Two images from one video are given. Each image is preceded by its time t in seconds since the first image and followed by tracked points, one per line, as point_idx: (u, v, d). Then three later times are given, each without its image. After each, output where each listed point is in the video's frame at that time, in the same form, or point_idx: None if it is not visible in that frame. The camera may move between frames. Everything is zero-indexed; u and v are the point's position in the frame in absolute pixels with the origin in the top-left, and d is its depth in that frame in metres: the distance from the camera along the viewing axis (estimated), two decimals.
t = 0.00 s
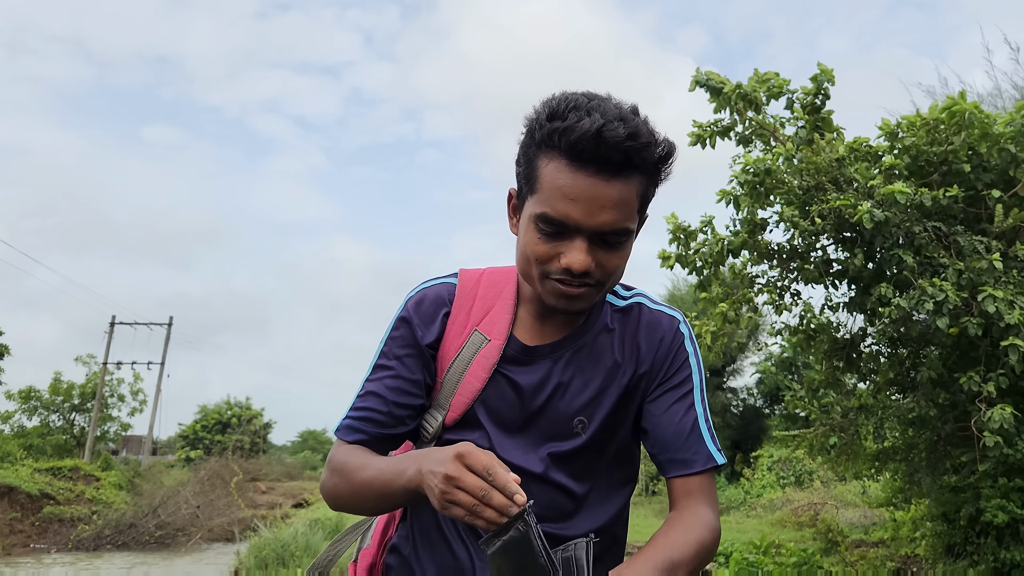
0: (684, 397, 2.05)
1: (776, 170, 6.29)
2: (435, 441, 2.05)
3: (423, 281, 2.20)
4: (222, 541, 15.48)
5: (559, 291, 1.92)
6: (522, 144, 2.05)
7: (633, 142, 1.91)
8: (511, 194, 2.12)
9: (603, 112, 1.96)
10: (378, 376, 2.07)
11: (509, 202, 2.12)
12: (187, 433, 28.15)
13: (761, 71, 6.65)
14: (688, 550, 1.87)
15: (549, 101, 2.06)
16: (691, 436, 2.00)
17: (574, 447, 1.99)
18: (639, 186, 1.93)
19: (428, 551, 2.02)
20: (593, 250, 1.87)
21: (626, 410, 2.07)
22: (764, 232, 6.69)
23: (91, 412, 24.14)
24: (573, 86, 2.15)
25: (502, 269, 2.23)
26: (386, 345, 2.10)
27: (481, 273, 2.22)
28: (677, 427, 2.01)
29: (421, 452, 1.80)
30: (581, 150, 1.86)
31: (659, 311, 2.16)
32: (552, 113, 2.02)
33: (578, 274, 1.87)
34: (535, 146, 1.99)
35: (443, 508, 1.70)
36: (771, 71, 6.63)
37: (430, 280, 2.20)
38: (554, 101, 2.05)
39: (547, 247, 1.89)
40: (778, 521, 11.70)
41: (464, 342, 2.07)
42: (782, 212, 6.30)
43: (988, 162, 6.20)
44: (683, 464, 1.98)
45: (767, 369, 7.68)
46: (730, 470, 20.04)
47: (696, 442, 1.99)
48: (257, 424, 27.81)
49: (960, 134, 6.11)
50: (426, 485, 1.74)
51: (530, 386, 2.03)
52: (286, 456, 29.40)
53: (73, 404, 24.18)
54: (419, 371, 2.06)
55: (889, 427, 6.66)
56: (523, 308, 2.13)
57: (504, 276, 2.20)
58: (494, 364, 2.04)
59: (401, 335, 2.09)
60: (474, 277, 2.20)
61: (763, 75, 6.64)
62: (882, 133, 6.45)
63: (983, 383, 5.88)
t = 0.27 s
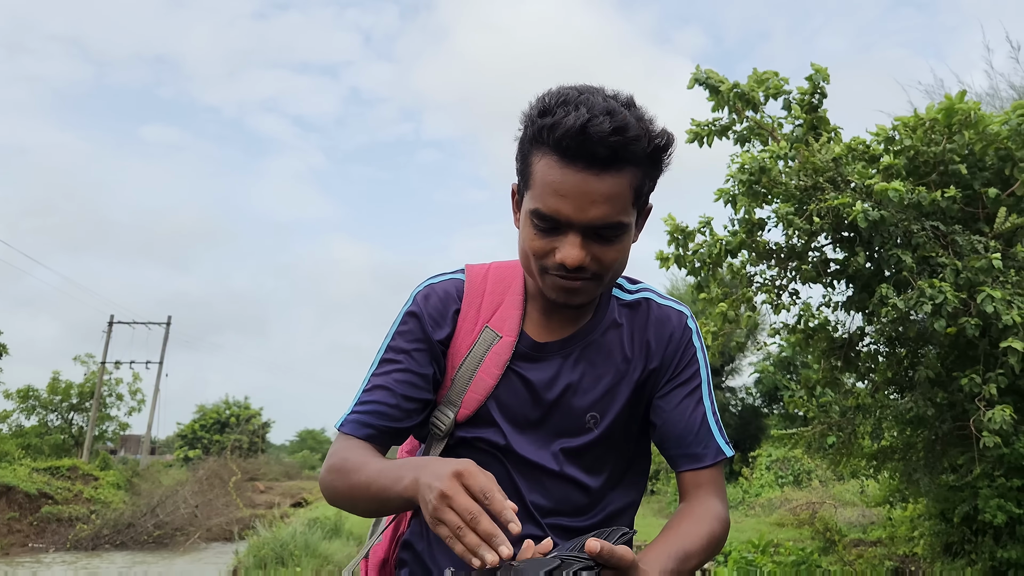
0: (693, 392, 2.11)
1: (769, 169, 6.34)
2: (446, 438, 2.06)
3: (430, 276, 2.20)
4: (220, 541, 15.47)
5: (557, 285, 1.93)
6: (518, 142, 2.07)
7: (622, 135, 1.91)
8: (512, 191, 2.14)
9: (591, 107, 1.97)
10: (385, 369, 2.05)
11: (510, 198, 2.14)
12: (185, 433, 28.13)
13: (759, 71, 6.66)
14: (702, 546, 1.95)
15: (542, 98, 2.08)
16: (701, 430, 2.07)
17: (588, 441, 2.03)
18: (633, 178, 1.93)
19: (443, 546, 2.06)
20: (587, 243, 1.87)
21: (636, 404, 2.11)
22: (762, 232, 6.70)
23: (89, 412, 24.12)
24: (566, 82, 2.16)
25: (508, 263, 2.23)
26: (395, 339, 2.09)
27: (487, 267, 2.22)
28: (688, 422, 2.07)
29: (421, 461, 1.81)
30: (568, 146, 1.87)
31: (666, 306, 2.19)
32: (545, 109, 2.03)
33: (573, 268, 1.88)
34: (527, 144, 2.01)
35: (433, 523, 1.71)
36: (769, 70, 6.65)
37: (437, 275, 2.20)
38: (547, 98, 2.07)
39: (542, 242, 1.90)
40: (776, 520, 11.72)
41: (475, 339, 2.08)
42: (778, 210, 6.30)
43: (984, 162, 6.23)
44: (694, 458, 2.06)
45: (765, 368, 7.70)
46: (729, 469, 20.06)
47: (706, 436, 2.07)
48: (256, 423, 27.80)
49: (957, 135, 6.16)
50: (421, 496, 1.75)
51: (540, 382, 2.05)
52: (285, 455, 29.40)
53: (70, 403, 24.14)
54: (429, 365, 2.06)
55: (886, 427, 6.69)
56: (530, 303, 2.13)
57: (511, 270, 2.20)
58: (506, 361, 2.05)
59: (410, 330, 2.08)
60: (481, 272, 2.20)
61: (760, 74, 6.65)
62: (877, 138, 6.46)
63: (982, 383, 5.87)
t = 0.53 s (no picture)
0: (695, 380, 2.12)
1: (767, 166, 6.35)
2: (453, 431, 2.07)
3: (431, 271, 2.20)
4: (219, 538, 15.50)
5: (559, 276, 1.93)
6: (512, 134, 2.07)
7: (617, 122, 1.91)
8: (507, 183, 2.13)
9: (585, 96, 1.97)
10: (394, 369, 2.08)
11: (506, 190, 2.13)
12: (184, 431, 28.14)
13: (759, 68, 6.66)
14: (712, 532, 1.96)
15: (534, 90, 2.07)
16: (704, 419, 2.08)
17: (592, 432, 2.03)
18: (630, 165, 1.93)
19: (454, 540, 2.11)
20: (588, 232, 1.88)
21: (640, 394, 2.12)
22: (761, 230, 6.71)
23: (88, 409, 24.11)
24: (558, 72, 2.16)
25: (507, 256, 2.23)
26: (400, 339, 2.11)
27: (487, 261, 2.22)
28: (690, 412, 2.08)
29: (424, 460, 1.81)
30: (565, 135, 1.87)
31: (666, 296, 2.19)
32: (537, 101, 2.03)
33: (574, 258, 1.88)
34: (523, 136, 2.00)
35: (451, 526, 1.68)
36: (768, 68, 6.65)
37: (438, 270, 2.20)
38: (539, 89, 2.07)
39: (542, 233, 1.90)
40: (775, 518, 11.73)
41: (477, 333, 2.08)
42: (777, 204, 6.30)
43: (984, 160, 6.25)
44: (698, 446, 2.06)
45: (764, 366, 7.71)
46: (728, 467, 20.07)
47: (708, 425, 2.07)
48: (254, 421, 27.80)
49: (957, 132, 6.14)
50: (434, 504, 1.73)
51: (545, 375, 2.06)
52: (284, 453, 29.41)
53: (70, 401, 24.15)
54: (434, 362, 2.08)
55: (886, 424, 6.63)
56: (529, 295, 2.13)
57: (511, 263, 2.21)
58: (508, 353, 2.06)
59: (413, 328, 2.10)
60: (481, 266, 2.20)
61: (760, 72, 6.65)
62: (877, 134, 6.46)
63: (981, 382, 5.89)
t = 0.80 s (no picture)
0: (687, 363, 2.11)
1: (768, 161, 6.33)
2: (451, 420, 2.08)
3: (424, 263, 2.21)
4: (218, 535, 15.52)
5: (545, 271, 1.93)
6: (500, 126, 2.05)
7: (604, 120, 1.89)
8: (496, 173, 2.12)
9: (571, 93, 1.95)
10: (394, 362, 2.09)
11: (494, 180, 2.13)
12: (183, 428, 28.14)
13: (758, 64, 6.65)
14: (712, 501, 1.97)
15: (522, 82, 2.05)
16: (695, 400, 2.06)
17: (587, 418, 2.03)
18: (617, 161, 1.92)
19: (454, 529, 2.11)
20: (574, 229, 1.87)
21: (633, 380, 2.11)
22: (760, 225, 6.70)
23: (86, 406, 24.11)
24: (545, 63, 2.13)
25: (500, 246, 2.24)
26: (398, 331, 2.12)
27: (480, 250, 2.23)
28: (682, 394, 2.07)
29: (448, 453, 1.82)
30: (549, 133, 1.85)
31: (656, 280, 2.19)
32: (525, 94, 2.01)
33: (560, 255, 1.88)
34: (509, 130, 1.99)
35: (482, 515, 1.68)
36: (767, 64, 6.64)
37: (431, 261, 2.21)
38: (527, 82, 2.04)
39: (529, 229, 1.90)
40: (773, 514, 11.75)
41: (469, 320, 2.09)
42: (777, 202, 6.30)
43: (984, 156, 6.25)
44: (690, 428, 2.05)
45: (762, 362, 7.71)
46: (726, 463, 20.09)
47: (701, 406, 2.06)
48: (253, 418, 27.80)
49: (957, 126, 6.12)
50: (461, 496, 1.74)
51: (537, 362, 2.06)
52: (283, 450, 29.42)
53: (68, 398, 24.14)
54: (431, 352, 2.09)
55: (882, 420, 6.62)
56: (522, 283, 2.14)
57: (504, 252, 2.21)
58: (501, 340, 2.06)
59: (410, 320, 2.11)
60: (473, 255, 2.20)
61: (758, 67, 6.65)
62: (876, 128, 6.47)
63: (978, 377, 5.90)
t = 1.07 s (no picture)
0: (680, 360, 2.10)
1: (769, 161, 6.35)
2: (447, 417, 2.07)
3: (419, 260, 2.20)
4: (217, 533, 15.51)
5: (543, 270, 1.92)
6: (500, 124, 2.04)
7: (605, 122, 1.88)
8: (494, 170, 2.11)
9: (571, 94, 1.94)
10: (389, 360, 2.08)
11: (492, 177, 2.11)
12: (182, 426, 28.11)
13: (757, 62, 6.64)
14: (702, 499, 1.97)
15: (523, 82, 2.04)
16: (689, 397, 2.07)
17: (582, 416, 2.02)
18: (616, 164, 1.91)
19: (451, 525, 2.10)
20: (572, 230, 1.86)
21: (628, 377, 2.11)
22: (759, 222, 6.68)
23: (85, 405, 24.08)
24: (545, 62, 2.12)
25: (497, 243, 2.22)
26: (393, 329, 2.12)
27: (476, 248, 2.21)
28: (676, 391, 2.07)
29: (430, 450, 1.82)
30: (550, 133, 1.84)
31: (651, 277, 2.18)
32: (526, 94, 2.00)
33: (558, 255, 1.87)
34: (509, 128, 1.97)
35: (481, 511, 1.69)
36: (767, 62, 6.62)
37: (426, 258, 2.19)
38: (528, 81, 2.03)
39: (527, 228, 1.89)
40: (772, 511, 11.75)
41: (466, 318, 2.08)
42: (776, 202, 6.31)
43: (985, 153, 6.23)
44: (685, 425, 2.06)
45: (760, 359, 7.71)
46: (725, 461, 20.10)
47: (694, 403, 2.06)
48: (252, 416, 27.78)
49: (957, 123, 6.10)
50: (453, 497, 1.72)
51: (532, 359, 2.05)
52: (282, 448, 29.40)
53: (67, 396, 24.11)
54: (427, 350, 2.08)
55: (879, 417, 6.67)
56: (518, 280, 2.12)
57: (500, 248, 2.19)
58: (497, 338, 2.05)
59: (405, 317, 2.10)
60: (470, 252, 2.19)
61: (758, 65, 6.63)
62: (876, 126, 6.47)
63: (977, 374, 5.88)
